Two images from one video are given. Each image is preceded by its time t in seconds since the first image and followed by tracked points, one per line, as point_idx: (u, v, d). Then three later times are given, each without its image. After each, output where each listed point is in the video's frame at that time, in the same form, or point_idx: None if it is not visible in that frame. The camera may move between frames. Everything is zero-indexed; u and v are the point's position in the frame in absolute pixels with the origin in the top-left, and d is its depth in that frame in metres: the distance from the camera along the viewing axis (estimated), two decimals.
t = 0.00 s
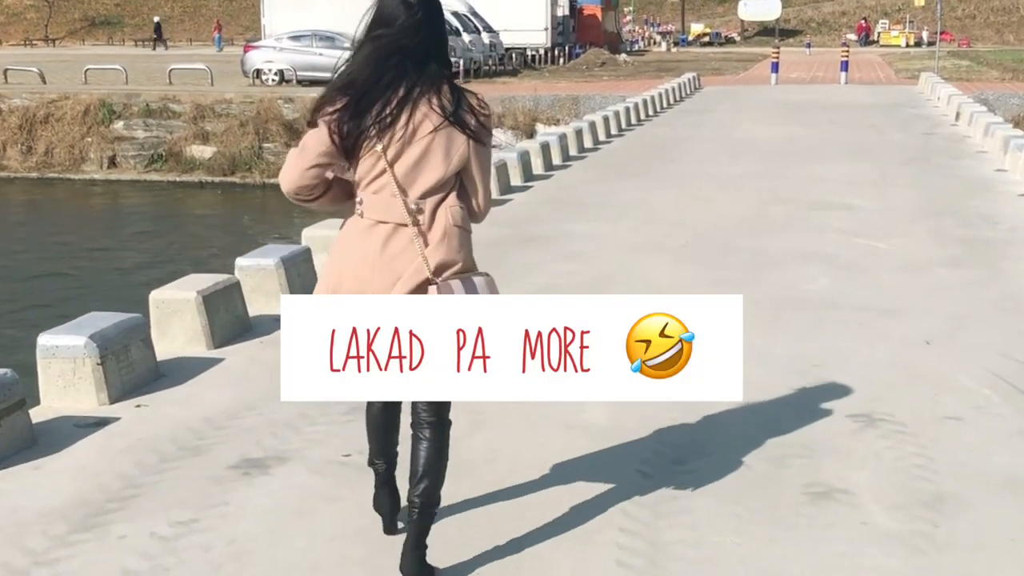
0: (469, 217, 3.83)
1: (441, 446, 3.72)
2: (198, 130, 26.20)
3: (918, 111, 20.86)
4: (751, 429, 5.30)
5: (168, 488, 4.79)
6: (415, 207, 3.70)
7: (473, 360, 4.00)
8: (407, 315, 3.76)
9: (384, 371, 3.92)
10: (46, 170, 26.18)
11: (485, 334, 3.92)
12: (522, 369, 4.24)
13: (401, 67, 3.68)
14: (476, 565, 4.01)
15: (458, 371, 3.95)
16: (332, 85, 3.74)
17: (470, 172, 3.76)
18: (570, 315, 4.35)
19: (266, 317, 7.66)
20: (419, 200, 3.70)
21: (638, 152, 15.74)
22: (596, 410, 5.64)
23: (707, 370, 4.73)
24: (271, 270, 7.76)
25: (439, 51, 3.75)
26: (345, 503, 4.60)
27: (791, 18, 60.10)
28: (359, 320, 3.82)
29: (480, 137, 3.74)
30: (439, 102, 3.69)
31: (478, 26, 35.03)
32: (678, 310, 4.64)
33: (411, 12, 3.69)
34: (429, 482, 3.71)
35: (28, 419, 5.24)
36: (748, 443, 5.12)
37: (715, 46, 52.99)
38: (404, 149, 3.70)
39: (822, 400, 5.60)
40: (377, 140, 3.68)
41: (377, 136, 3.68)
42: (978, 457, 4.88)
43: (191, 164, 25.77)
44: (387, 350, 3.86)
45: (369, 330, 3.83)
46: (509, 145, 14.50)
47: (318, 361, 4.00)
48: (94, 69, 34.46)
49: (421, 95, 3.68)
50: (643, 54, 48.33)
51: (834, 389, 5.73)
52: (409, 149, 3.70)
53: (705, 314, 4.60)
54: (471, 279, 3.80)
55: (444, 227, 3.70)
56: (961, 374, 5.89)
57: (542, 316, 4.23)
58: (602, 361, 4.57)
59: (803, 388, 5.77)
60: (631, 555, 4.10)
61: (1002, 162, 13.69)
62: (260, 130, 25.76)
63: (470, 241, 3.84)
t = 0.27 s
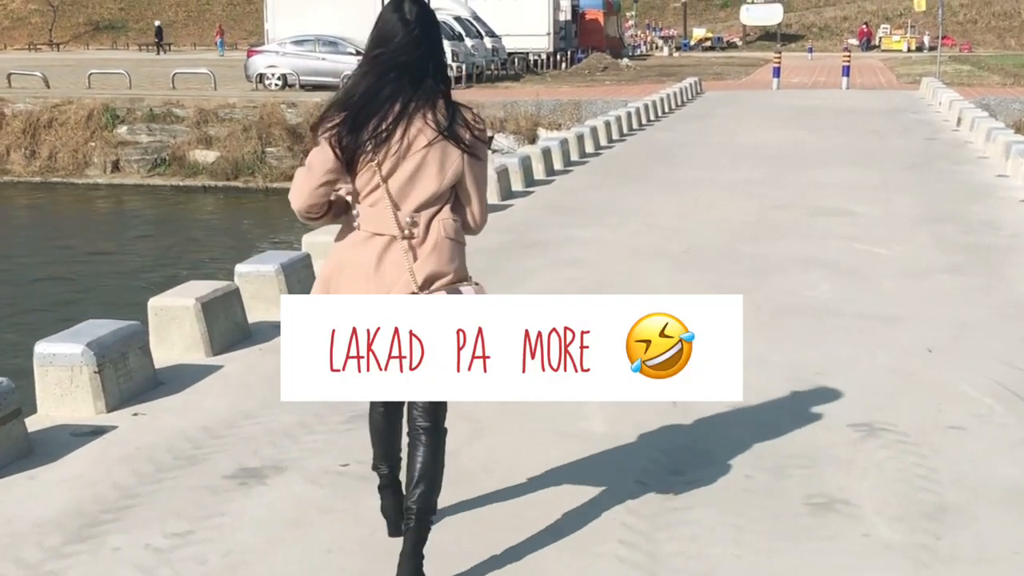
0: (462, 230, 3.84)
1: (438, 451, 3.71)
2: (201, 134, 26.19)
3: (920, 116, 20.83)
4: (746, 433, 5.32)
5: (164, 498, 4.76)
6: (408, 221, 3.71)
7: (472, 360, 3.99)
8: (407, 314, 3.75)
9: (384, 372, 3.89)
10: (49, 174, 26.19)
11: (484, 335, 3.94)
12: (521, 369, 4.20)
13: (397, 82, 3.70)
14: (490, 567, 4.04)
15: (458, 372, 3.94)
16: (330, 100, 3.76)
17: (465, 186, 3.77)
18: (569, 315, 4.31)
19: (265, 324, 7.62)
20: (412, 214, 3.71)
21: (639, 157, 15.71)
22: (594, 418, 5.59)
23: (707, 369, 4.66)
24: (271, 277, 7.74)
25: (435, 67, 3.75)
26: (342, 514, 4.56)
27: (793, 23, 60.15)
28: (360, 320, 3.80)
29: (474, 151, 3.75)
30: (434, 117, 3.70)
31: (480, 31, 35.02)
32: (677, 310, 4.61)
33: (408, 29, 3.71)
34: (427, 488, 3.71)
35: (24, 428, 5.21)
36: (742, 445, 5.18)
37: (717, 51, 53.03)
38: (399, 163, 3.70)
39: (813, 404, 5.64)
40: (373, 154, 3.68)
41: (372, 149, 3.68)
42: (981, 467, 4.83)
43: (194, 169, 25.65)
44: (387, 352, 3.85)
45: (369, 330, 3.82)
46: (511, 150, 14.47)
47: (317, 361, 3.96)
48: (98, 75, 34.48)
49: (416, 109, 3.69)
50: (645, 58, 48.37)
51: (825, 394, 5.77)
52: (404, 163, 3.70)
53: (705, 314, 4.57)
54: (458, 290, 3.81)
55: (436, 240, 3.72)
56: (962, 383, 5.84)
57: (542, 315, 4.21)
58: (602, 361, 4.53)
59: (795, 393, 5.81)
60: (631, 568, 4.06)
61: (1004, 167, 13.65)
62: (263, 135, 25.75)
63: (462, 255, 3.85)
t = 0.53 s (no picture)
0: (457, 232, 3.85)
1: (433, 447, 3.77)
2: (201, 137, 26.14)
3: (922, 120, 20.74)
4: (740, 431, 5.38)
5: (157, 508, 4.69)
6: (403, 227, 3.72)
7: (473, 360, 4.14)
8: (407, 316, 3.80)
9: (384, 371, 3.93)
10: (49, 177, 26.16)
11: (484, 334, 4.07)
12: (523, 369, 4.50)
13: (393, 88, 3.67)
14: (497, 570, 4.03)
15: (458, 372, 4.07)
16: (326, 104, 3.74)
17: (459, 191, 3.77)
18: (569, 315, 4.68)
19: (262, 330, 7.56)
20: (407, 221, 3.72)
21: (640, 161, 15.64)
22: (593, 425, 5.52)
23: (708, 368, 5.22)
24: (268, 282, 7.67)
25: (430, 71, 3.73)
26: (338, 525, 4.48)
27: (795, 26, 60.09)
28: (359, 321, 3.85)
29: (469, 156, 3.75)
30: (429, 123, 3.69)
31: (481, 34, 34.97)
32: (678, 312, 4.98)
33: (404, 33, 3.68)
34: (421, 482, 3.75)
35: (15, 436, 5.15)
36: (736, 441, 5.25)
37: (719, 54, 52.97)
38: (395, 169, 3.70)
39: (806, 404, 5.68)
40: (369, 161, 3.68)
41: (369, 156, 3.67)
42: (985, 477, 4.76)
43: (194, 172, 25.68)
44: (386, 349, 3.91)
45: (369, 331, 3.88)
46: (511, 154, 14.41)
47: (318, 361, 4.08)
48: (98, 77, 34.41)
49: (412, 116, 3.67)
50: (647, 62, 48.27)
51: (820, 395, 5.80)
52: (399, 169, 3.70)
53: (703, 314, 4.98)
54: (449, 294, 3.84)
55: (431, 245, 3.73)
56: (967, 390, 5.76)
57: (541, 317, 4.53)
58: (600, 362, 5.00)
59: (790, 393, 5.85)
60: None
61: (1007, 172, 13.57)
62: (263, 138, 25.69)
63: (457, 257, 3.86)
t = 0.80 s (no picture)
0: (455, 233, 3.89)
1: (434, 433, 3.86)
2: (201, 142, 26.11)
3: (923, 125, 20.70)
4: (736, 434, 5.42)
5: (152, 517, 4.65)
6: (399, 226, 3.76)
7: (473, 360, 4.24)
8: (406, 317, 3.86)
9: (384, 371, 3.98)
10: (49, 182, 26.09)
11: (484, 334, 4.17)
12: (522, 369, 4.70)
13: (390, 87, 3.72)
14: None
15: (458, 371, 4.16)
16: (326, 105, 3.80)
17: (456, 190, 3.81)
18: (569, 316, 4.89)
19: (259, 335, 7.52)
20: (403, 220, 3.76)
21: (641, 166, 15.60)
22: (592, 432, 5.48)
23: (708, 366, 5.55)
24: (266, 287, 7.64)
25: (428, 72, 3.78)
26: (334, 535, 4.44)
27: (795, 31, 60.11)
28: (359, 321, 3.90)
29: (466, 156, 3.78)
30: (425, 123, 3.73)
31: (481, 39, 34.96)
32: (678, 312, 5.11)
33: (400, 34, 3.73)
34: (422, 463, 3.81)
35: (11, 444, 5.11)
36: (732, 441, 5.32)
37: (719, 59, 52.96)
38: (392, 168, 3.75)
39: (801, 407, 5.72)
40: (366, 161, 3.73)
41: (365, 155, 3.72)
42: (988, 486, 4.71)
43: (194, 176, 25.62)
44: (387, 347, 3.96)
45: (369, 331, 3.94)
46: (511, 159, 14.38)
47: (318, 362, 4.16)
48: (98, 81, 34.39)
49: (408, 115, 3.72)
50: (647, 67, 48.28)
51: (817, 396, 5.87)
52: (396, 168, 3.75)
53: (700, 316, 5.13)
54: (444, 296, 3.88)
55: (427, 244, 3.77)
56: (969, 398, 5.73)
57: (541, 317, 4.71)
58: (600, 360, 5.22)
59: (788, 393, 5.93)
60: None
61: (1007, 178, 13.54)
62: (263, 142, 25.62)
63: (454, 258, 3.89)
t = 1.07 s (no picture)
0: (453, 226, 4.00)
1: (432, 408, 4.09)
2: (198, 147, 26.03)
3: (921, 131, 20.65)
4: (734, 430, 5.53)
5: (143, 529, 4.57)
6: (395, 218, 3.88)
7: (473, 360, 4.25)
8: (405, 314, 3.97)
9: (384, 372, 4.06)
10: (45, 187, 25.91)
11: (484, 335, 4.21)
12: (522, 370, 4.52)
13: (387, 80, 3.86)
14: None
15: (458, 372, 4.21)
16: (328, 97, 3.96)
17: (451, 184, 3.92)
18: (570, 315, 4.66)
19: (253, 343, 7.44)
20: (399, 212, 3.88)
21: (638, 172, 15.54)
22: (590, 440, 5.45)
23: (707, 370, 5.09)
24: (260, 295, 7.56)
25: (426, 67, 3.91)
26: (327, 548, 4.36)
27: (793, 37, 60.10)
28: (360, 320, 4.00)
29: (462, 149, 3.89)
30: (420, 115, 3.87)
31: (478, 44, 34.89)
32: (677, 311, 4.95)
33: (400, 27, 3.87)
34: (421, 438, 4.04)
35: None
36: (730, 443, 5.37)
37: (717, 65, 52.93)
38: (388, 160, 3.88)
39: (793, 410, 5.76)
40: (363, 151, 3.87)
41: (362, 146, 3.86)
42: (992, 497, 4.63)
43: (190, 182, 25.52)
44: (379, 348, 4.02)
45: (370, 330, 4.03)
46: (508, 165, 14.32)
47: (318, 361, 4.16)
48: (95, 87, 34.30)
49: (405, 108, 3.86)
50: (645, 72, 48.23)
51: (815, 396, 5.93)
52: (391, 160, 3.88)
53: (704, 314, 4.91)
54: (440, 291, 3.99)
55: (422, 237, 3.89)
56: (971, 406, 5.66)
57: (541, 316, 4.55)
58: (601, 363, 4.90)
59: (787, 393, 6.00)
60: None
61: (1007, 183, 13.47)
62: (260, 148, 25.61)
63: (451, 252, 4.00)
